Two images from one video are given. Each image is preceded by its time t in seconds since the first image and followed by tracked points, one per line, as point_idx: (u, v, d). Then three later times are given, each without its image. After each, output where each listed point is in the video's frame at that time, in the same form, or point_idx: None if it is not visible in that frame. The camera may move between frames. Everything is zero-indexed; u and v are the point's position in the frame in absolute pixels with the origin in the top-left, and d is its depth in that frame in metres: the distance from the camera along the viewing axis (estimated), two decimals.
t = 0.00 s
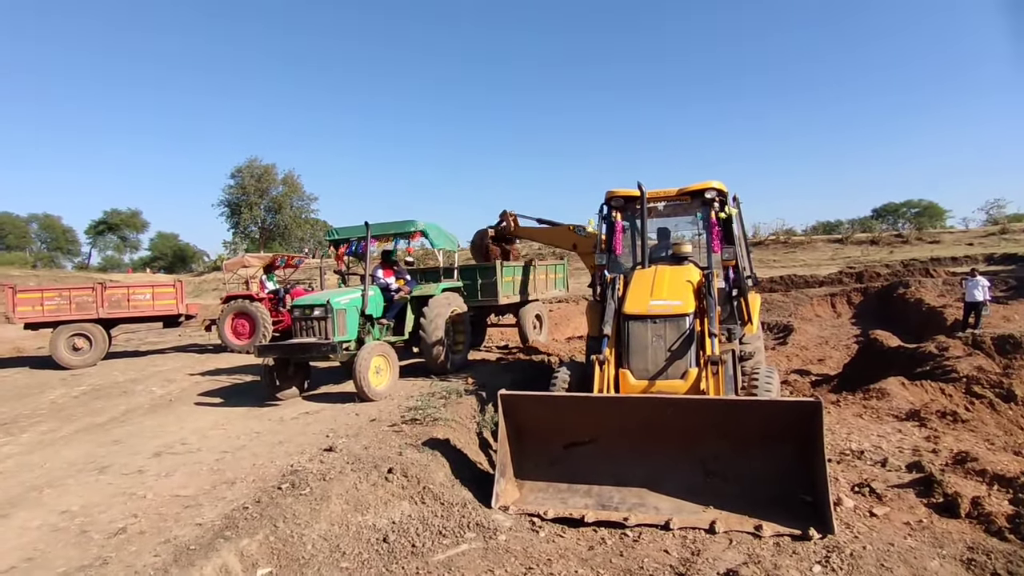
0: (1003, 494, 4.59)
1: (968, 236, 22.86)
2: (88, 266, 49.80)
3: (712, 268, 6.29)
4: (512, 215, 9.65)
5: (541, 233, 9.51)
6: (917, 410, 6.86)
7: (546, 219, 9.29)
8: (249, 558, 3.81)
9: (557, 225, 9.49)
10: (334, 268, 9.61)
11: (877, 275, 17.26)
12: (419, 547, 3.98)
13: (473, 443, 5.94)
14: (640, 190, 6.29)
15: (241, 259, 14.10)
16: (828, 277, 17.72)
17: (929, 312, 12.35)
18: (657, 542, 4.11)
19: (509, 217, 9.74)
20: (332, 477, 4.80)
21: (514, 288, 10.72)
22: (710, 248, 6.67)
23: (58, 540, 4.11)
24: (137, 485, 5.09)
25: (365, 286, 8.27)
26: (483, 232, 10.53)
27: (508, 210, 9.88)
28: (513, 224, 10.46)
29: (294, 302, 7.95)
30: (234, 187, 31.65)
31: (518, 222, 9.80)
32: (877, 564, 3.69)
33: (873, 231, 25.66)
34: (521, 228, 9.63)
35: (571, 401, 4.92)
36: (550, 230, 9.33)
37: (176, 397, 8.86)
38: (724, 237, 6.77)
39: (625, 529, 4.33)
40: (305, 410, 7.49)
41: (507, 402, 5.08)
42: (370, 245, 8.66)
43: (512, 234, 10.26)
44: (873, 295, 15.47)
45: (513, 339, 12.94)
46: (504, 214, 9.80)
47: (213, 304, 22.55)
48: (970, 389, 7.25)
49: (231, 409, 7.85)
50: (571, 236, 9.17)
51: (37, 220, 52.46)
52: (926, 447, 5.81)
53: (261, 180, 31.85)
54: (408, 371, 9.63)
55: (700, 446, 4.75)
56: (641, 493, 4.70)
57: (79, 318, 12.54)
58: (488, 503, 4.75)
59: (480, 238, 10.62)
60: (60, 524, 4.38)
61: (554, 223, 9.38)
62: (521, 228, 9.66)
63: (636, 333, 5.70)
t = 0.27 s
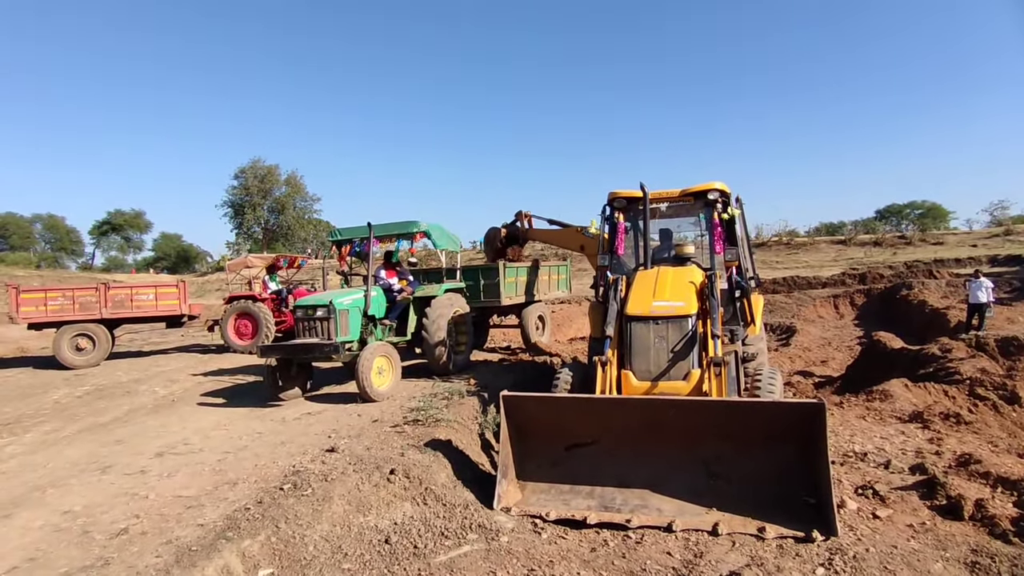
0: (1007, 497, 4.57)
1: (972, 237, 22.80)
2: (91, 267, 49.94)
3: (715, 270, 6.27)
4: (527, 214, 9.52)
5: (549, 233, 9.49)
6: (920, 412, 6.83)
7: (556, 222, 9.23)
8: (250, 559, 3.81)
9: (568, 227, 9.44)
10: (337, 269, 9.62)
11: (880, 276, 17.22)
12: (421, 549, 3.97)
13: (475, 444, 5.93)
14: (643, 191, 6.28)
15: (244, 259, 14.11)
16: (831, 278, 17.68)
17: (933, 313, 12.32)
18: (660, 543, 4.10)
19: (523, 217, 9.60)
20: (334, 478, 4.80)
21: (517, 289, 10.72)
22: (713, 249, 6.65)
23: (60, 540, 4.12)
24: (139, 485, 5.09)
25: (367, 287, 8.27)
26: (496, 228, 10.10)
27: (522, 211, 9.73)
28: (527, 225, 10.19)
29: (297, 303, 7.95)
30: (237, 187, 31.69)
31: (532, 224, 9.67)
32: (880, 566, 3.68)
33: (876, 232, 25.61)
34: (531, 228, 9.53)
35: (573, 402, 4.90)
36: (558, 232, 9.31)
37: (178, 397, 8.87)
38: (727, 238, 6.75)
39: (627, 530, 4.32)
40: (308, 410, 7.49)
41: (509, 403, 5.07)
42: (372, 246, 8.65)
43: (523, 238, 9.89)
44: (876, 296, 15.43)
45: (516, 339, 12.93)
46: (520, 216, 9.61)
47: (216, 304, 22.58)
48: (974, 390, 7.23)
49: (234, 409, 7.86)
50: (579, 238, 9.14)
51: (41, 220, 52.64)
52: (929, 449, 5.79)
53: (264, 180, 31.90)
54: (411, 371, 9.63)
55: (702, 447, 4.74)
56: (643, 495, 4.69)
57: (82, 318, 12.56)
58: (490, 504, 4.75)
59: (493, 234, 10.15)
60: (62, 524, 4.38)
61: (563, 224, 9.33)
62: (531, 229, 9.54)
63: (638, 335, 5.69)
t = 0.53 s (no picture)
0: (1010, 499, 4.55)
1: (974, 237, 22.76)
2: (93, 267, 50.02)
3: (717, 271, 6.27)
4: (538, 214, 9.46)
5: (557, 233, 9.48)
6: (922, 414, 6.82)
7: (564, 222, 9.20)
8: (253, 562, 3.81)
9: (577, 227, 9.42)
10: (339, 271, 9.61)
11: (882, 276, 17.19)
12: (423, 551, 3.97)
13: (477, 446, 5.93)
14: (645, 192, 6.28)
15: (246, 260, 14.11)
16: (833, 279, 17.65)
17: (936, 314, 12.30)
18: (662, 546, 4.10)
19: (534, 217, 9.55)
20: (336, 480, 4.80)
21: (519, 290, 10.72)
22: (715, 250, 6.66)
23: (63, 543, 4.12)
24: (141, 487, 5.09)
25: (369, 289, 8.27)
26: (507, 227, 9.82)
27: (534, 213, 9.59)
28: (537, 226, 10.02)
29: (298, 304, 7.95)
30: (239, 188, 31.72)
31: (542, 224, 9.58)
32: (883, 570, 3.67)
33: (878, 232, 25.58)
34: (540, 228, 9.48)
35: (575, 404, 4.90)
36: (566, 233, 9.29)
37: (180, 398, 8.88)
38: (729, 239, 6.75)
39: (630, 533, 4.32)
40: (310, 412, 7.50)
41: (511, 405, 5.06)
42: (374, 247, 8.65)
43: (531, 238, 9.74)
44: (879, 297, 15.40)
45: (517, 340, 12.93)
46: (531, 215, 9.51)
47: (217, 305, 22.60)
48: (977, 391, 7.21)
49: (236, 410, 7.87)
50: (585, 238, 9.12)
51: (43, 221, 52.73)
52: (932, 450, 5.78)
53: (266, 181, 31.92)
54: (412, 372, 9.63)
55: (705, 450, 4.73)
56: (645, 497, 4.68)
57: (85, 319, 12.58)
58: (492, 506, 4.74)
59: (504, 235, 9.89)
60: (65, 526, 4.39)
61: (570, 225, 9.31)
62: (540, 229, 9.51)
63: (640, 336, 5.69)
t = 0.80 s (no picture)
0: (1016, 498, 4.54)
1: (981, 234, 22.65)
2: (98, 262, 50.22)
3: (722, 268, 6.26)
4: (543, 210, 9.47)
5: (563, 229, 9.48)
6: (928, 412, 6.80)
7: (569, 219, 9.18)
8: (258, 557, 3.83)
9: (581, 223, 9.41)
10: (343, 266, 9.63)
11: (888, 273, 17.13)
12: (428, 547, 3.98)
13: (481, 442, 5.94)
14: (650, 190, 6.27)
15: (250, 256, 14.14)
16: (838, 276, 17.60)
17: (941, 311, 12.25)
18: (666, 543, 4.10)
19: (539, 213, 9.57)
20: (341, 475, 4.82)
21: (523, 286, 10.72)
22: (720, 248, 6.64)
23: (69, 537, 4.14)
24: (148, 482, 5.12)
25: (373, 285, 8.28)
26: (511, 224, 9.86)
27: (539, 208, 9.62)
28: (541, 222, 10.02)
29: (303, 300, 7.97)
30: (243, 183, 31.77)
31: (548, 220, 9.60)
32: (888, 568, 3.67)
33: (884, 229, 25.49)
34: (546, 224, 9.48)
35: (580, 401, 4.90)
36: (572, 229, 9.27)
37: (186, 393, 8.91)
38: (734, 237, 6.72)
39: (634, 530, 4.32)
40: (314, 407, 7.52)
41: (516, 401, 5.07)
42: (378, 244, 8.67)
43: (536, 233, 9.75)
44: (884, 294, 15.34)
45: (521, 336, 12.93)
46: (535, 212, 9.53)
47: (222, 300, 22.66)
48: (982, 390, 7.19)
49: (241, 406, 7.89)
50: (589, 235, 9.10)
51: (49, 216, 52.92)
52: (937, 448, 5.76)
53: (270, 176, 31.97)
54: (417, 368, 9.65)
55: (710, 447, 4.73)
56: (649, 494, 4.68)
57: (90, 315, 12.63)
58: (496, 502, 4.75)
59: (509, 232, 9.94)
60: (72, 520, 4.41)
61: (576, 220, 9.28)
62: (546, 225, 9.51)
63: (645, 333, 5.68)
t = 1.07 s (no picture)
0: None
1: (993, 231, 22.44)
2: (109, 251, 50.61)
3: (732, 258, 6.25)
4: (548, 201, 9.48)
5: (568, 219, 9.48)
6: (936, 405, 6.79)
7: (574, 209, 9.18)
8: (270, 533, 3.89)
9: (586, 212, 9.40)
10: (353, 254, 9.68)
11: (898, 268, 17.03)
12: (437, 528, 4.03)
13: (489, 428, 5.98)
14: (660, 178, 6.26)
15: (261, 244, 14.22)
16: (847, 270, 17.51)
17: (952, 307, 12.18)
18: (673, 528, 4.13)
19: (542, 204, 9.58)
20: (351, 457, 4.87)
21: (532, 276, 10.73)
22: (730, 238, 6.63)
23: (85, 512, 4.21)
24: (161, 462, 5.19)
25: (383, 272, 8.32)
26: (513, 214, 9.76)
27: (542, 199, 9.65)
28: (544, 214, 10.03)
29: (313, 286, 8.03)
30: (253, 173, 31.89)
31: (551, 210, 9.60)
32: (894, 554, 3.68)
33: (894, 224, 25.31)
34: (550, 215, 9.49)
35: (589, 387, 4.93)
36: (576, 220, 9.27)
37: (197, 378, 9.00)
38: (744, 227, 6.70)
39: (640, 514, 4.35)
40: (324, 392, 7.58)
41: (525, 386, 5.10)
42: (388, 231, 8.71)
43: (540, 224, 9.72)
44: (894, 289, 15.25)
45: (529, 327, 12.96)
46: (538, 202, 9.54)
47: (232, 288, 22.81)
48: (992, 384, 7.16)
49: (251, 390, 7.97)
50: (596, 225, 9.10)
51: (61, 205, 53.33)
52: (945, 440, 5.75)
53: (280, 166, 32.08)
54: (425, 356, 9.70)
55: (718, 434, 4.75)
56: (657, 480, 4.71)
57: (103, 300, 12.75)
58: (504, 486, 4.79)
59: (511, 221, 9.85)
60: (87, 497, 4.49)
61: (580, 211, 9.28)
62: (551, 216, 9.52)
63: (654, 321, 5.69)
